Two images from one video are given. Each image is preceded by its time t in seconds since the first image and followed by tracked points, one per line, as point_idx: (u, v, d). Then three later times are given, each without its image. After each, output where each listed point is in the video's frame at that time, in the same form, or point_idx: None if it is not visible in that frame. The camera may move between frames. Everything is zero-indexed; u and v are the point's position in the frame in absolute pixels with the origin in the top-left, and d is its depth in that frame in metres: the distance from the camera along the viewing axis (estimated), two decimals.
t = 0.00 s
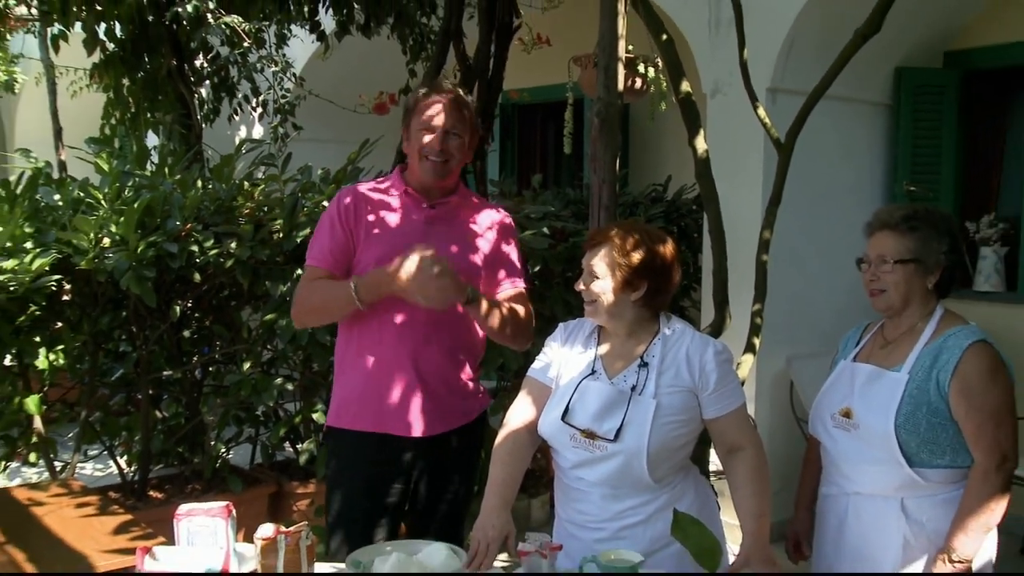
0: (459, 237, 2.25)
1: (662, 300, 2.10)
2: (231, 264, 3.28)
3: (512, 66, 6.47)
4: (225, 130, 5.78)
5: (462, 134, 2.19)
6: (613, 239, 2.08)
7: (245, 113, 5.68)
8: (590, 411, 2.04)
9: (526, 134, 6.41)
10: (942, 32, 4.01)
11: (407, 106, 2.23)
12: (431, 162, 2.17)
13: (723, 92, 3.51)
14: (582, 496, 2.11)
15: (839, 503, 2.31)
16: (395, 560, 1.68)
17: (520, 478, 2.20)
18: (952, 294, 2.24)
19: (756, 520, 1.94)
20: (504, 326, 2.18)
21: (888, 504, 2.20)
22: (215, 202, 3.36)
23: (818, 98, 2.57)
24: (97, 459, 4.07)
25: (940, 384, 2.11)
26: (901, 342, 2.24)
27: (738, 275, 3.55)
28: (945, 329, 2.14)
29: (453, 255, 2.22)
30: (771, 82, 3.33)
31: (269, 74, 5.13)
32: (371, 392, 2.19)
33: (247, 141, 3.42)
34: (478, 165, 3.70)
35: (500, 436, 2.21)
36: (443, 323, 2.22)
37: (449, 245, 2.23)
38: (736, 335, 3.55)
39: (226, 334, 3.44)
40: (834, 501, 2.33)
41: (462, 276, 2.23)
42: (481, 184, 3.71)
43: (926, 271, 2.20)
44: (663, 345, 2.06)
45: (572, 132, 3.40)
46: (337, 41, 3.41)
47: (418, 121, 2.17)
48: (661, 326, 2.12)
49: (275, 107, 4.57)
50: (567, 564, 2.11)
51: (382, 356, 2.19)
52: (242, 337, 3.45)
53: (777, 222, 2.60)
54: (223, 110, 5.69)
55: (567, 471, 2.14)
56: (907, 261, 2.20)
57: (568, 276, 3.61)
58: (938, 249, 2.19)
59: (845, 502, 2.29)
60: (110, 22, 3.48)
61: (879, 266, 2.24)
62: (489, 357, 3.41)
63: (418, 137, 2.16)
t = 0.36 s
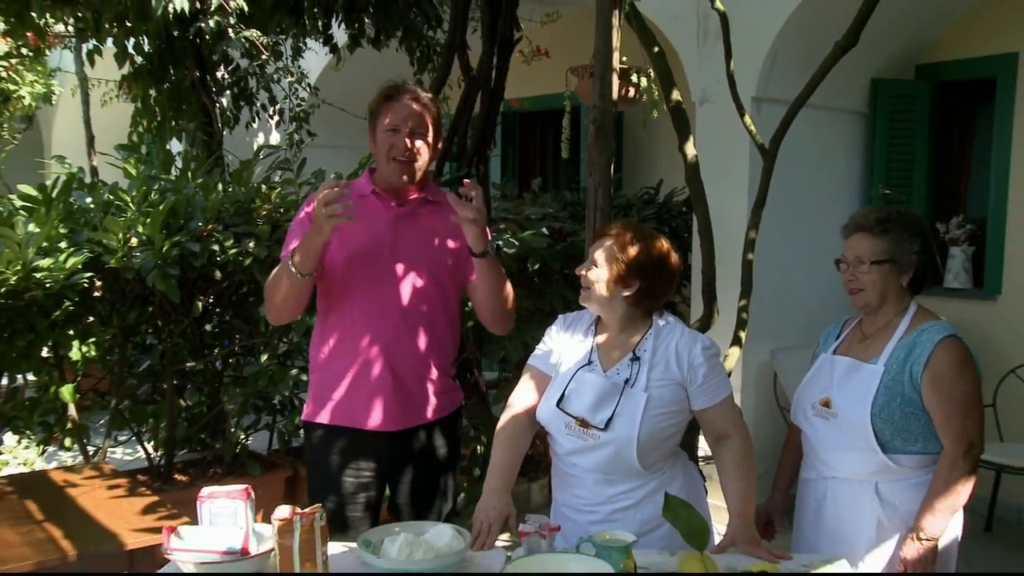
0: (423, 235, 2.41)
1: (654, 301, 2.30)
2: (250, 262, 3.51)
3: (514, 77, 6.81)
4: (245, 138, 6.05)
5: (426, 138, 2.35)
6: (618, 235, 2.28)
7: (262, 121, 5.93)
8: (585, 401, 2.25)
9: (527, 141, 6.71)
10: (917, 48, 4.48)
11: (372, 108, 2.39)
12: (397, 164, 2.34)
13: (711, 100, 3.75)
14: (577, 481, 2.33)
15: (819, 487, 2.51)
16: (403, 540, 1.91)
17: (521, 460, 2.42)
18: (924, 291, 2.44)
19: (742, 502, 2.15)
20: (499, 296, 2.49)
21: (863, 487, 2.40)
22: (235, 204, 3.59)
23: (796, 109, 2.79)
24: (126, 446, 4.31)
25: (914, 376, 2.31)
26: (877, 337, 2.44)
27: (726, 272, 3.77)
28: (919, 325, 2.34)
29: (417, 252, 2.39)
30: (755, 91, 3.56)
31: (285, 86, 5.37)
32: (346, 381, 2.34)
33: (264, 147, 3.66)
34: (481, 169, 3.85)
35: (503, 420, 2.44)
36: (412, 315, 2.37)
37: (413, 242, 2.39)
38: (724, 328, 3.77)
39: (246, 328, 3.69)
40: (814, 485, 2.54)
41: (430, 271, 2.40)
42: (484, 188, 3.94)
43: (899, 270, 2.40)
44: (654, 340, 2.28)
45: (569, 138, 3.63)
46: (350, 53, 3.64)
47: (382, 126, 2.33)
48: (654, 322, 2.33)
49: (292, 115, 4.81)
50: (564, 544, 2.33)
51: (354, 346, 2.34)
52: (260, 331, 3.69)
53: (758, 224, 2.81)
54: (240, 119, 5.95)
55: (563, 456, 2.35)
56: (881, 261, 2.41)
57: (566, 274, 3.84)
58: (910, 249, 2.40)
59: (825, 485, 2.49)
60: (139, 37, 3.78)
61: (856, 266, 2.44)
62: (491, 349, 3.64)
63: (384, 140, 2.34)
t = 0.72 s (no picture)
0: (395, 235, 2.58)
1: (652, 298, 2.51)
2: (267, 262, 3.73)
3: (515, 87, 7.10)
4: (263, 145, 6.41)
5: (393, 140, 2.52)
6: (619, 238, 2.49)
7: (278, 130, 6.23)
8: (586, 392, 2.47)
9: (528, 146, 6.98)
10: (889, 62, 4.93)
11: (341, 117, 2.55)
12: (365, 167, 2.51)
13: (699, 110, 4.06)
14: (576, 467, 2.54)
15: (802, 473, 2.73)
16: (411, 522, 2.07)
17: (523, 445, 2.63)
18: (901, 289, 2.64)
19: (730, 486, 2.36)
20: (471, 294, 2.65)
21: (843, 474, 2.62)
22: (253, 207, 3.82)
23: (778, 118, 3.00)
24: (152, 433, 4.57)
25: (891, 370, 2.52)
26: (857, 332, 2.65)
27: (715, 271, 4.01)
28: (896, 322, 2.55)
29: (390, 252, 2.56)
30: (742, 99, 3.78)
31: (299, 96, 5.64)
32: (331, 383, 2.51)
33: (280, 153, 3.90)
34: (483, 174, 4.10)
35: (506, 408, 2.65)
36: (389, 316, 2.54)
37: (386, 243, 2.56)
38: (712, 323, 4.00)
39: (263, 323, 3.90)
40: (797, 472, 2.75)
41: (404, 271, 2.57)
42: (487, 191, 4.17)
43: (874, 266, 2.61)
44: (650, 336, 2.49)
45: (566, 145, 3.86)
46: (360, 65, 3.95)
47: (351, 132, 2.51)
48: (650, 318, 2.54)
49: (305, 123, 5.11)
50: (561, 526, 2.53)
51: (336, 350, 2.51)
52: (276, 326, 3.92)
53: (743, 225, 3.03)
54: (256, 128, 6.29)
55: (562, 443, 2.56)
56: (861, 259, 2.62)
57: (564, 272, 4.07)
58: (887, 248, 2.61)
59: (808, 472, 2.71)
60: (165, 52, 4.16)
61: (836, 259, 2.67)
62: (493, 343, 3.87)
63: (354, 145, 2.51)
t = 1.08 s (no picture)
0: (403, 238, 2.67)
1: (648, 295, 2.48)
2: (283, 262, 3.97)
3: (516, 97, 7.38)
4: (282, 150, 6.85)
5: (403, 144, 2.61)
6: (616, 239, 2.46)
7: (296, 138, 6.57)
8: (583, 383, 2.45)
9: (529, 152, 7.27)
10: (864, 78, 5.48)
11: (355, 122, 2.65)
12: (376, 171, 2.59)
13: (691, 119, 4.58)
14: (574, 455, 2.52)
15: (788, 461, 2.82)
16: (419, 506, 2.15)
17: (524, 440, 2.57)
18: (882, 288, 2.75)
19: (720, 476, 2.33)
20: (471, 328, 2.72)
21: (827, 462, 2.71)
22: (270, 211, 4.06)
23: (763, 127, 3.12)
24: (176, 423, 4.86)
25: (872, 363, 2.61)
26: (841, 326, 2.75)
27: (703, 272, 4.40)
28: (876, 319, 2.64)
29: (398, 254, 2.65)
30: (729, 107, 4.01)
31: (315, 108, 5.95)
32: (340, 380, 2.67)
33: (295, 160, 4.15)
34: (486, 179, 4.36)
35: (508, 400, 2.62)
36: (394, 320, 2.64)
37: (394, 246, 2.65)
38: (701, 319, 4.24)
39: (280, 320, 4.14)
40: (783, 459, 2.84)
41: (408, 277, 2.65)
42: (490, 196, 4.42)
43: (857, 266, 2.71)
44: (647, 330, 2.46)
45: (565, 152, 4.09)
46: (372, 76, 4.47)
47: (363, 135, 2.59)
48: (648, 313, 2.51)
49: (320, 131, 5.46)
50: (560, 511, 2.52)
51: (345, 350, 2.66)
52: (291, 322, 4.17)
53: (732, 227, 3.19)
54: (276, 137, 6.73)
55: (563, 434, 2.54)
56: (845, 260, 2.72)
57: (563, 272, 4.31)
58: (869, 249, 2.71)
59: (793, 460, 2.80)
60: (189, 66, 4.77)
61: (821, 260, 2.77)
62: (495, 338, 4.12)
63: (367, 149, 2.60)
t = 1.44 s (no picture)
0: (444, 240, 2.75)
1: (646, 294, 2.59)
2: (292, 262, 4.12)
3: (519, 101, 7.55)
4: (292, 154, 7.12)
5: (451, 148, 2.69)
6: (614, 239, 2.59)
7: (305, 141, 6.77)
8: (583, 379, 2.56)
9: (532, 155, 7.46)
10: (855, 83, 5.65)
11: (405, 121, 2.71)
12: (425, 174, 2.67)
13: (688, 123, 4.86)
14: (573, 448, 2.63)
15: (788, 454, 2.75)
16: (425, 497, 2.24)
17: (525, 432, 2.70)
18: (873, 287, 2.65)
19: (714, 466, 2.45)
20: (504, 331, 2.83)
21: (827, 455, 2.65)
22: (282, 213, 4.21)
23: (759, 129, 3.13)
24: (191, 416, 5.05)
25: (870, 359, 2.54)
26: (837, 323, 2.66)
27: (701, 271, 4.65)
28: (871, 316, 2.57)
29: (439, 258, 2.73)
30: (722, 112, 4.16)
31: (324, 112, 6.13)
32: (375, 374, 2.76)
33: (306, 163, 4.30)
34: (489, 181, 4.52)
35: (511, 395, 2.74)
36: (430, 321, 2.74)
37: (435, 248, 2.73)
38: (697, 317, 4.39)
39: (290, 317, 4.31)
40: (783, 453, 2.78)
41: (446, 280, 2.74)
42: (493, 198, 4.58)
43: (861, 272, 2.61)
44: (645, 327, 2.57)
45: (566, 156, 4.24)
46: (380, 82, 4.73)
47: (413, 136, 2.67)
48: (645, 311, 2.62)
49: (329, 135, 5.67)
50: (561, 502, 2.63)
51: (381, 346, 2.74)
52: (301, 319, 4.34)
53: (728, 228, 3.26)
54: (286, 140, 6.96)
55: (564, 428, 2.65)
56: (848, 263, 2.59)
57: (564, 271, 4.46)
58: (873, 254, 2.61)
59: (794, 453, 2.74)
60: (206, 74, 5.04)
61: (829, 271, 2.61)
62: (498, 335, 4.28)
63: (416, 149, 2.67)
